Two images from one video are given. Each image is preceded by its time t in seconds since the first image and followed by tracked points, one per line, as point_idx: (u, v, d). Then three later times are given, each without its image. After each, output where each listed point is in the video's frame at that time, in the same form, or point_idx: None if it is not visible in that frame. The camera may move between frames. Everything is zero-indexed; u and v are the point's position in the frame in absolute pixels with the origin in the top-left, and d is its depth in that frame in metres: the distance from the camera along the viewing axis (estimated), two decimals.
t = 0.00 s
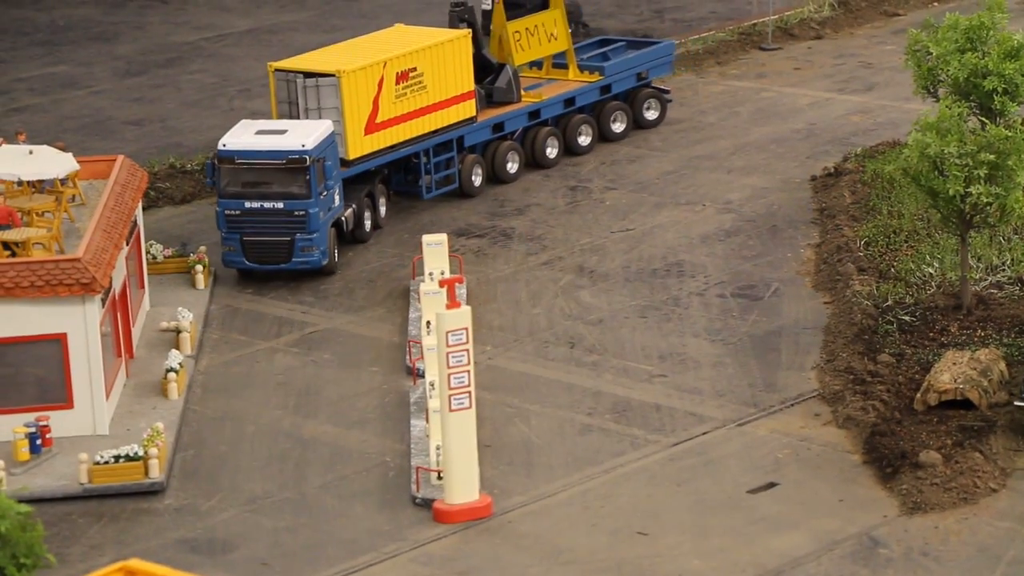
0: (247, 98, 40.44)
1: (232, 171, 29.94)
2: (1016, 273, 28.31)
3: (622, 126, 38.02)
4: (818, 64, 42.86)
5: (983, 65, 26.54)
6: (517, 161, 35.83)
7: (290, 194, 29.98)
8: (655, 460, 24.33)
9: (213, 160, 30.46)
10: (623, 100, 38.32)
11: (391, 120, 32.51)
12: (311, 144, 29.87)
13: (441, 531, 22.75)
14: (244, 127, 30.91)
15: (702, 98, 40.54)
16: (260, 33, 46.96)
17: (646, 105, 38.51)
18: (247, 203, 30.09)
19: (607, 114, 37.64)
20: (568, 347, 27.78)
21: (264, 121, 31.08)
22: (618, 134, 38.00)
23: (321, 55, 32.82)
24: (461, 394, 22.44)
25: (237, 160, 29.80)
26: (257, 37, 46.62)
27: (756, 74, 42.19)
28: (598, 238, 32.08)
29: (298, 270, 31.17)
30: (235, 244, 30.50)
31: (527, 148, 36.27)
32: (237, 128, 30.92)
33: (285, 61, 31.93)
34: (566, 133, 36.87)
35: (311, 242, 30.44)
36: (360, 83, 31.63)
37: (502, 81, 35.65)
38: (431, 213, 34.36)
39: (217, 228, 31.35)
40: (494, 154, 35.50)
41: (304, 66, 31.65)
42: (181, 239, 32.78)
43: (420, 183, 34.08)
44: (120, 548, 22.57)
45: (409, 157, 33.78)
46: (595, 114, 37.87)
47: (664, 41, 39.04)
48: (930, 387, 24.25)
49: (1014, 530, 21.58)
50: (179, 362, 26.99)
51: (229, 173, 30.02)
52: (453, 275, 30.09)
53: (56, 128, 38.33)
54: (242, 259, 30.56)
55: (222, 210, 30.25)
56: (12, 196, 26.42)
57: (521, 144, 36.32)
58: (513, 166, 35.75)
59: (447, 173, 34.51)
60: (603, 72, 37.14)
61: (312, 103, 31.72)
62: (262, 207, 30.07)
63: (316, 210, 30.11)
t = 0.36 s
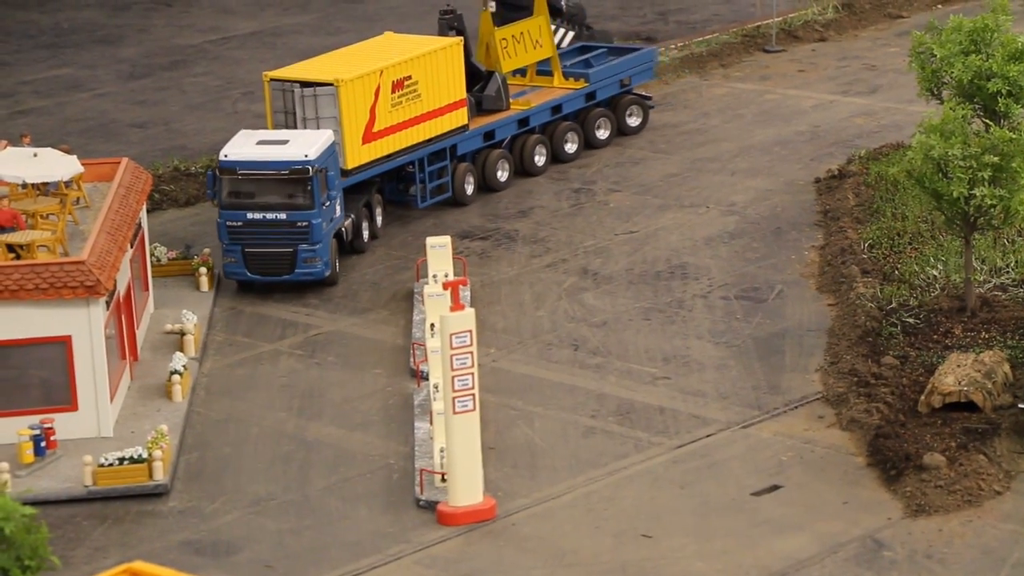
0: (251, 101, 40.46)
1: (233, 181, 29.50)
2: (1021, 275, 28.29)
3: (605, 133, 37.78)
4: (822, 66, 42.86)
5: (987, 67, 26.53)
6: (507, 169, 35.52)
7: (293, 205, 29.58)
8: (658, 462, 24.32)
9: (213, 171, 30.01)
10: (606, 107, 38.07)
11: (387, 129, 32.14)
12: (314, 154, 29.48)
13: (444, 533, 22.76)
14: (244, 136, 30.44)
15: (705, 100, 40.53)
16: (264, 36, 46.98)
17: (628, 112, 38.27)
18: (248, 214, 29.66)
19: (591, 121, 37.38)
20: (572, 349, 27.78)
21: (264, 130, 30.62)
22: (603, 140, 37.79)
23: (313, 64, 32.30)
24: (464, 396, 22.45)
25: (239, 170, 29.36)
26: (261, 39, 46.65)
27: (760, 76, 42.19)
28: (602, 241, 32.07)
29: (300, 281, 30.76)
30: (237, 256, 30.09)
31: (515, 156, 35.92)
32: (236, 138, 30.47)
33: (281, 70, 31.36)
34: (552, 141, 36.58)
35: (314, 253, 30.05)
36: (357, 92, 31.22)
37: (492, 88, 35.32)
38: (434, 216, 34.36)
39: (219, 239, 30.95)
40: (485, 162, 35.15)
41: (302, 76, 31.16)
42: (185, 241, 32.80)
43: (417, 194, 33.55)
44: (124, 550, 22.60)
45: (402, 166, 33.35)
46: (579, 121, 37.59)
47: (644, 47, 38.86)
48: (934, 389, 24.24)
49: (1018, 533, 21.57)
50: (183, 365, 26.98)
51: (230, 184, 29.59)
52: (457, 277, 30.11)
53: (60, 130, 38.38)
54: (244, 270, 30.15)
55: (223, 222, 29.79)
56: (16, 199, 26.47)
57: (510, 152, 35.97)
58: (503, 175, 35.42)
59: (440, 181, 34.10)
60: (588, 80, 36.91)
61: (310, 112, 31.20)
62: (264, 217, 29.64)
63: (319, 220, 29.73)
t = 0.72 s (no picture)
0: (255, 96, 40.48)
1: (235, 184, 29.32)
2: None
3: (591, 133, 37.49)
4: (826, 62, 42.84)
5: (992, 63, 26.51)
6: (499, 170, 35.23)
7: (296, 208, 29.43)
8: (662, 457, 24.34)
9: (214, 175, 29.83)
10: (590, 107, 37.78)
11: (385, 131, 31.97)
12: (317, 156, 29.32)
13: (448, 528, 22.78)
14: (245, 139, 30.32)
15: (710, 96, 40.51)
16: (268, 32, 46.98)
17: (612, 112, 38.01)
18: (251, 217, 29.47)
19: (577, 122, 37.09)
20: (576, 345, 27.79)
21: (264, 134, 30.50)
22: (589, 141, 37.48)
23: (309, 66, 32.16)
24: (468, 391, 22.49)
25: (242, 173, 29.22)
26: (266, 35, 46.66)
27: (764, 72, 42.17)
28: (606, 237, 32.07)
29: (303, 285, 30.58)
30: (239, 260, 29.87)
31: (505, 157, 35.60)
32: (238, 140, 30.37)
33: (279, 73, 31.27)
34: (540, 142, 36.28)
35: (318, 256, 29.87)
36: (355, 93, 31.08)
37: (483, 89, 34.95)
38: (438, 212, 34.36)
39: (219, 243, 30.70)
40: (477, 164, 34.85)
41: (300, 78, 31.04)
42: (190, 237, 32.82)
43: (415, 196, 33.30)
44: (128, 545, 22.65)
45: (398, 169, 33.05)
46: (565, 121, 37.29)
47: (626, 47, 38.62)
48: (939, 385, 24.23)
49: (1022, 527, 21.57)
50: (187, 359, 26.99)
51: (232, 188, 29.42)
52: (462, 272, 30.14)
53: (65, 126, 38.40)
54: (247, 274, 29.94)
55: (225, 226, 29.57)
56: (21, 194, 26.52)
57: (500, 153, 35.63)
58: (496, 176, 35.14)
59: (434, 184, 33.80)
60: (575, 80, 36.64)
61: (310, 114, 31.06)
62: (267, 221, 29.45)
63: (323, 224, 29.57)
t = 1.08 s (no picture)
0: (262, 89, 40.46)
1: (241, 186, 28.88)
2: None
3: (580, 131, 37.00)
4: (834, 55, 42.78)
5: (999, 56, 26.47)
6: (493, 169, 34.76)
7: (303, 209, 29.02)
8: (670, 450, 24.35)
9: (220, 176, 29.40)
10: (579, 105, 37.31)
11: (387, 131, 31.51)
12: (324, 157, 29.00)
13: (455, 521, 22.80)
14: (250, 139, 29.86)
15: (717, 89, 40.45)
16: (275, 24, 46.94)
17: (599, 109, 37.54)
18: (257, 218, 29.03)
19: (567, 120, 36.62)
20: (583, 338, 27.79)
21: (268, 135, 30.01)
22: (578, 139, 37.02)
23: (308, 66, 31.64)
24: (476, 384, 22.48)
25: (248, 175, 28.79)
26: (273, 28, 46.62)
27: (771, 65, 42.11)
28: (613, 230, 32.06)
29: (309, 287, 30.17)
30: (245, 262, 29.40)
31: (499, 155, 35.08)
32: (241, 141, 29.89)
33: (280, 73, 30.76)
34: (533, 140, 35.79)
35: (325, 257, 29.46)
36: (359, 93, 30.64)
37: (477, 88, 34.33)
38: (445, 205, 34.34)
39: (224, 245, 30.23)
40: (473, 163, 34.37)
41: (303, 78, 30.54)
42: (197, 230, 32.82)
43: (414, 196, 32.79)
44: (136, 538, 22.69)
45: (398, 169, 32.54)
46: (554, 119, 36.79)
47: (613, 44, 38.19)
48: (946, 378, 24.22)
49: None
50: (195, 352, 26.99)
51: (238, 189, 28.96)
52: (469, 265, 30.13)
53: (72, 119, 38.40)
54: (253, 276, 29.48)
55: (231, 227, 29.12)
56: (28, 187, 26.54)
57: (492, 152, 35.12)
58: (491, 175, 34.68)
59: (432, 184, 33.29)
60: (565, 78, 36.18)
61: (312, 114, 30.60)
62: (273, 222, 29.04)
63: (330, 224, 29.16)
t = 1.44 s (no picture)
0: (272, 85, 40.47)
1: (249, 191, 28.50)
2: None
3: (572, 133, 36.74)
4: (844, 52, 42.75)
5: (1010, 53, 26.41)
6: (492, 172, 34.46)
7: (312, 213, 28.65)
8: (679, 447, 24.36)
9: (227, 180, 29.01)
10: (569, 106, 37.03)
11: (391, 134, 31.21)
12: (333, 160, 28.61)
13: (465, 517, 22.82)
14: (259, 142, 29.51)
15: (728, 86, 40.42)
16: (285, 20, 46.94)
17: (590, 110, 37.33)
18: (266, 223, 28.68)
19: (560, 122, 36.35)
20: (593, 334, 27.80)
21: (279, 138, 29.66)
22: (571, 141, 36.79)
23: (311, 69, 31.35)
24: (486, 380, 22.52)
25: (257, 179, 28.41)
26: (283, 24, 46.62)
27: (781, 62, 42.09)
28: (623, 227, 32.06)
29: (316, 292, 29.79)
30: (253, 267, 29.02)
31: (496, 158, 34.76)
32: (249, 145, 29.55)
33: (284, 77, 30.43)
34: (527, 142, 35.51)
35: (334, 262, 29.11)
36: (364, 96, 30.34)
37: (474, 90, 34.06)
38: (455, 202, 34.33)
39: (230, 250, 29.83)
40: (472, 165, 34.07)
41: (308, 81, 30.24)
42: (207, 226, 32.83)
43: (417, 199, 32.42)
44: (146, 533, 22.73)
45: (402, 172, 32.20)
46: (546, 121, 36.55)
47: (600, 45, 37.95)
48: (956, 375, 24.20)
49: None
50: (204, 348, 27.09)
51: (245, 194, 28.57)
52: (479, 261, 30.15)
53: (82, 115, 38.43)
54: (261, 281, 29.08)
55: (239, 232, 28.75)
56: (39, 182, 26.58)
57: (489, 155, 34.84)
58: (490, 177, 34.40)
59: (435, 186, 32.97)
60: (558, 79, 35.92)
61: (319, 118, 30.27)
62: (282, 226, 28.66)
63: (340, 228, 28.81)
